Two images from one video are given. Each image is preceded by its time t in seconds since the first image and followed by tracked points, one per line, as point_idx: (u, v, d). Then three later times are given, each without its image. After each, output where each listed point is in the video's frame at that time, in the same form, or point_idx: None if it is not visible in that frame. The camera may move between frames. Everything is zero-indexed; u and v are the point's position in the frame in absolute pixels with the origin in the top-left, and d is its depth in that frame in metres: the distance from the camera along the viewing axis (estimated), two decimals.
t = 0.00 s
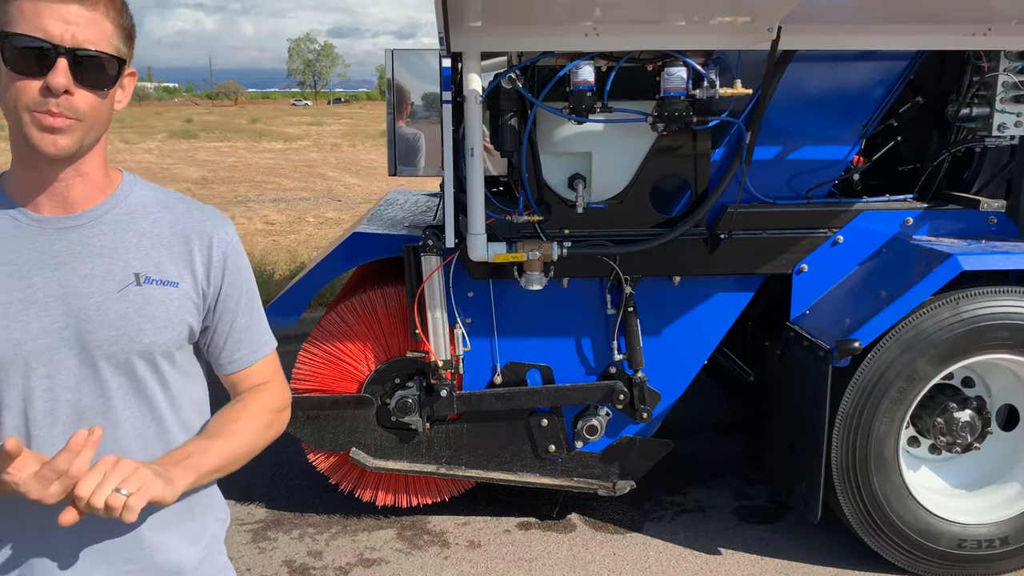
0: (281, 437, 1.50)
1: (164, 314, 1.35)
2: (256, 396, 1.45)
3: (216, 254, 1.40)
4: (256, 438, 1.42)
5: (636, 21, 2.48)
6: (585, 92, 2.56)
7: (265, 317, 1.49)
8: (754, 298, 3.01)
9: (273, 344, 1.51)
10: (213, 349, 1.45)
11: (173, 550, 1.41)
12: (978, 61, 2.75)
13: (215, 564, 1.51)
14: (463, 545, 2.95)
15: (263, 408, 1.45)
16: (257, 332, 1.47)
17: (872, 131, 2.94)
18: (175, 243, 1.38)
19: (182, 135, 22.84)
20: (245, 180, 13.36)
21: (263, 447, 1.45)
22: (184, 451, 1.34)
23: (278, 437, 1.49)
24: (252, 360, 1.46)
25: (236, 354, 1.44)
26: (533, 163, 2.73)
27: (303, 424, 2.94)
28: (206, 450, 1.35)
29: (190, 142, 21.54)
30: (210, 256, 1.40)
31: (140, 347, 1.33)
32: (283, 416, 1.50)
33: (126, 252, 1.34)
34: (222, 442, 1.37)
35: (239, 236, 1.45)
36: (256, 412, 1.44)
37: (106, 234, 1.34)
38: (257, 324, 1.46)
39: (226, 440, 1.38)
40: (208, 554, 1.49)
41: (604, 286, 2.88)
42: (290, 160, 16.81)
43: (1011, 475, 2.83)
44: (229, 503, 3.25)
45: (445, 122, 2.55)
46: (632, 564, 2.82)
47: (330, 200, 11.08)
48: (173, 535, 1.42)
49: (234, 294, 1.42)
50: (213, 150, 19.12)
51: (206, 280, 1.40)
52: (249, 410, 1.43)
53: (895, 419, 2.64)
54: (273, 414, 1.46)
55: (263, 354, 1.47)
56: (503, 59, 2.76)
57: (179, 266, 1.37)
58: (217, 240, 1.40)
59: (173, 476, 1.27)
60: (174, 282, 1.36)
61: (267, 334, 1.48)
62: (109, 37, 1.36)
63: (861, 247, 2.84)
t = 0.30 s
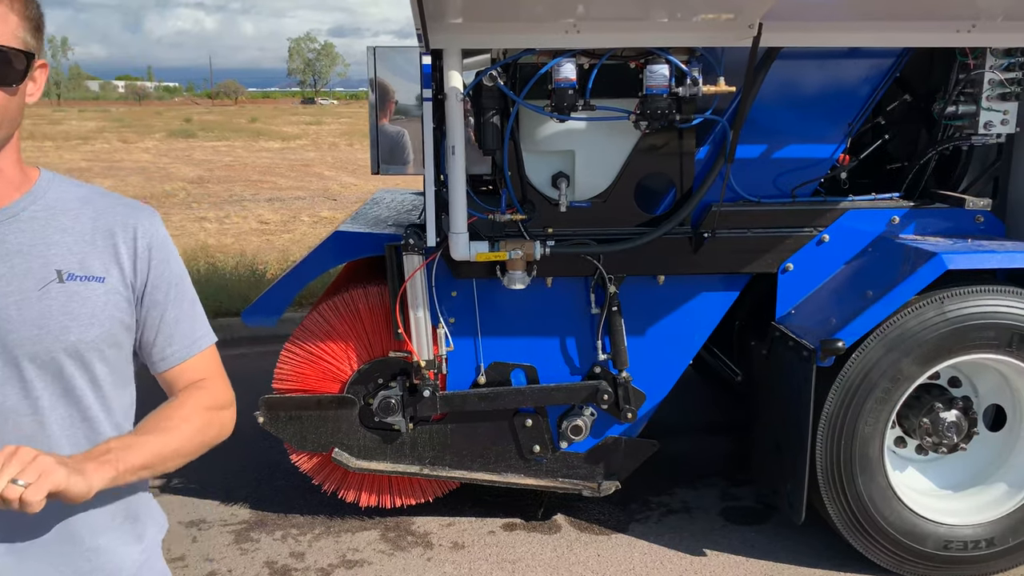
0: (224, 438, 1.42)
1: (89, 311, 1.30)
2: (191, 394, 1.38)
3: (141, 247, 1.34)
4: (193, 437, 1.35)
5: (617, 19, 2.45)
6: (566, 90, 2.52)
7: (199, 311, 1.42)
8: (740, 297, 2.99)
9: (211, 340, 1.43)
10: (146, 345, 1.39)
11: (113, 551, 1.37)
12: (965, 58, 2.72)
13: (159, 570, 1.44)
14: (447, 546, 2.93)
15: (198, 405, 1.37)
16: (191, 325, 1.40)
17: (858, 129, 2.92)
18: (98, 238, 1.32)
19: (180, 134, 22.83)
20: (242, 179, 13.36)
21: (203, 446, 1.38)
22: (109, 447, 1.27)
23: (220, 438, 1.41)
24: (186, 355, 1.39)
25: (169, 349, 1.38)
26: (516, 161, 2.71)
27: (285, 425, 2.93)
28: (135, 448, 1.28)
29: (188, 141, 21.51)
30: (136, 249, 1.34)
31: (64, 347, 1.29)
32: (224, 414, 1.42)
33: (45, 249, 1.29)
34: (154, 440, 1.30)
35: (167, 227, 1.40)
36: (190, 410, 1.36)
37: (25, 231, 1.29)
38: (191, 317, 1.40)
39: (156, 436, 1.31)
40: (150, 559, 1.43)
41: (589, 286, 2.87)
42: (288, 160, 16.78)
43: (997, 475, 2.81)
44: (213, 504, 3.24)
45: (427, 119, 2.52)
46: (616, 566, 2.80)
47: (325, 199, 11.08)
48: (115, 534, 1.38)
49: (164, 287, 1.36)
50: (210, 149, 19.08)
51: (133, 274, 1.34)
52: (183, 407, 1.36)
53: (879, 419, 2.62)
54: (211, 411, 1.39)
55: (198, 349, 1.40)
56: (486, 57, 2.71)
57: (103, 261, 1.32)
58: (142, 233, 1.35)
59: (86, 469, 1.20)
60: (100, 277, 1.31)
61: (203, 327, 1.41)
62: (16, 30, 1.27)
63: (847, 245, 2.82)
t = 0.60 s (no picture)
0: (132, 433, 1.45)
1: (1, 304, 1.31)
2: (101, 392, 1.40)
3: (55, 240, 1.36)
4: (104, 433, 1.38)
5: (611, 17, 2.45)
6: (561, 88, 2.52)
7: (112, 306, 1.44)
8: (735, 297, 2.99)
9: (119, 337, 1.45)
10: (55, 340, 1.39)
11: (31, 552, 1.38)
12: (960, 57, 2.71)
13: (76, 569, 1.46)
14: (441, 545, 2.92)
15: (108, 402, 1.40)
16: (102, 321, 1.42)
17: (854, 128, 2.91)
18: (10, 231, 1.33)
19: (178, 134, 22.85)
20: (240, 179, 13.36)
21: (116, 441, 1.41)
22: (22, 450, 1.30)
23: (127, 435, 1.44)
24: (96, 351, 1.41)
25: (79, 345, 1.39)
26: (510, 159, 2.71)
27: (279, 423, 2.92)
28: (46, 447, 1.31)
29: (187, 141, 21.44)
30: (51, 244, 1.35)
31: None
32: (133, 411, 1.45)
33: None
34: (65, 439, 1.33)
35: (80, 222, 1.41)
36: (100, 407, 1.39)
37: None
38: (102, 312, 1.42)
39: (67, 437, 1.33)
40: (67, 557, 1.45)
41: (584, 284, 2.86)
42: (286, 159, 16.75)
43: (993, 475, 2.80)
44: (208, 503, 3.23)
45: (420, 117, 2.51)
46: (610, 565, 2.79)
47: (323, 198, 11.08)
48: (35, 536, 1.39)
49: (76, 282, 1.38)
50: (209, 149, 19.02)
51: (48, 268, 1.36)
52: (93, 405, 1.38)
53: (874, 419, 2.62)
54: (121, 408, 1.42)
55: (108, 345, 1.43)
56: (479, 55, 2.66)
57: (16, 253, 1.33)
58: (56, 226, 1.36)
59: (8, 473, 1.24)
60: (13, 271, 1.32)
61: (113, 323, 1.43)
62: None
63: (842, 244, 2.81)
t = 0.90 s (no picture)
0: (113, 376, 1.52)
1: None
2: (76, 343, 1.47)
3: None
4: (86, 380, 1.45)
5: (617, 17, 2.45)
6: (566, 88, 2.51)
7: (60, 276, 1.51)
8: (740, 297, 2.99)
9: (79, 299, 1.52)
10: (17, 313, 1.44)
11: None
12: (965, 58, 2.72)
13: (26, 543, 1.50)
14: (446, 545, 2.93)
15: (86, 351, 1.47)
16: (58, 287, 1.49)
17: (858, 129, 2.92)
18: None
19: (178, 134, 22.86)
20: (240, 179, 13.38)
21: (97, 389, 1.48)
22: (13, 392, 1.38)
23: (108, 377, 1.51)
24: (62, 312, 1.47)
25: (42, 312, 1.45)
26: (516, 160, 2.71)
27: (285, 423, 2.92)
28: (30, 394, 1.38)
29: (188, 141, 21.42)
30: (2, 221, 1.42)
31: None
32: (109, 356, 1.52)
33: None
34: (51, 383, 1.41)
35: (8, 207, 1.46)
36: (78, 356, 1.46)
37: None
38: (54, 280, 1.49)
39: (59, 386, 1.41)
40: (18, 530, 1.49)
41: (589, 285, 2.86)
42: (288, 159, 16.75)
43: (997, 475, 2.81)
44: (213, 503, 3.23)
45: (426, 118, 2.52)
46: (615, 565, 2.80)
47: (325, 198, 11.09)
48: None
49: (23, 257, 1.44)
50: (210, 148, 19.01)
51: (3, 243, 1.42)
52: (72, 356, 1.45)
53: (879, 419, 2.62)
54: (98, 355, 1.49)
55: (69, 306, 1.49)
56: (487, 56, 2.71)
57: None
58: None
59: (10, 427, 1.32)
60: None
61: (68, 288, 1.51)
62: None
63: (847, 245, 2.82)
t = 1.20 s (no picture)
0: (73, 371, 1.58)
1: None
2: (42, 338, 1.52)
3: None
4: (56, 371, 1.51)
5: (626, 17, 2.44)
6: (576, 88, 2.52)
7: (30, 269, 1.54)
8: (748, 297, 2.99)
9: (44, 291, 1.56)
10: None
11: None
12: (974, 58, 2.72)
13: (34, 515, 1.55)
14: (454, 544, 2.93)
15: (52, 346, 1.52)
16: (28, 281, 1.53)
17: (866, 129, 2.91)
18: None
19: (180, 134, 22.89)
20: (243, 179, 13.38)
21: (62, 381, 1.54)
22: None
23: (70, 368, 1.57)
24: (30, 306, 1.52)
25: (13, 306, 1.49)
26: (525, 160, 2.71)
27: (293, 423, 2.92)
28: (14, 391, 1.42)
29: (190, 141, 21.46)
30: None
31: None
32: (70, 352, 1.57)
33: None
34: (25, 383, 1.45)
35: None
36: (46, 351, 1.51)
37: None
38: (26, 274, 1.52)
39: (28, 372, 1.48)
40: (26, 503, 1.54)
41: (597, 284, 2.86)
42: (290, 160, 16.76)
43: (1006, 475, 2.81)
44: (220, 503, 3.23)
45: (436, 117, 2.52)
46: (623, 565, 2.79)
47: (327, 198, 11.09)
48: None
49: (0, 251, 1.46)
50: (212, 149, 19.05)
51: None
52: (38, 350, 1.50)
53: (888, 420, 2.62)
54: (61, 349, 1.55)
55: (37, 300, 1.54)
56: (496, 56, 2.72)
57: None
58: None
59: None
60: None
61: (36, 283, 1.55)
62: None
63: (856, 245, 2.81)
